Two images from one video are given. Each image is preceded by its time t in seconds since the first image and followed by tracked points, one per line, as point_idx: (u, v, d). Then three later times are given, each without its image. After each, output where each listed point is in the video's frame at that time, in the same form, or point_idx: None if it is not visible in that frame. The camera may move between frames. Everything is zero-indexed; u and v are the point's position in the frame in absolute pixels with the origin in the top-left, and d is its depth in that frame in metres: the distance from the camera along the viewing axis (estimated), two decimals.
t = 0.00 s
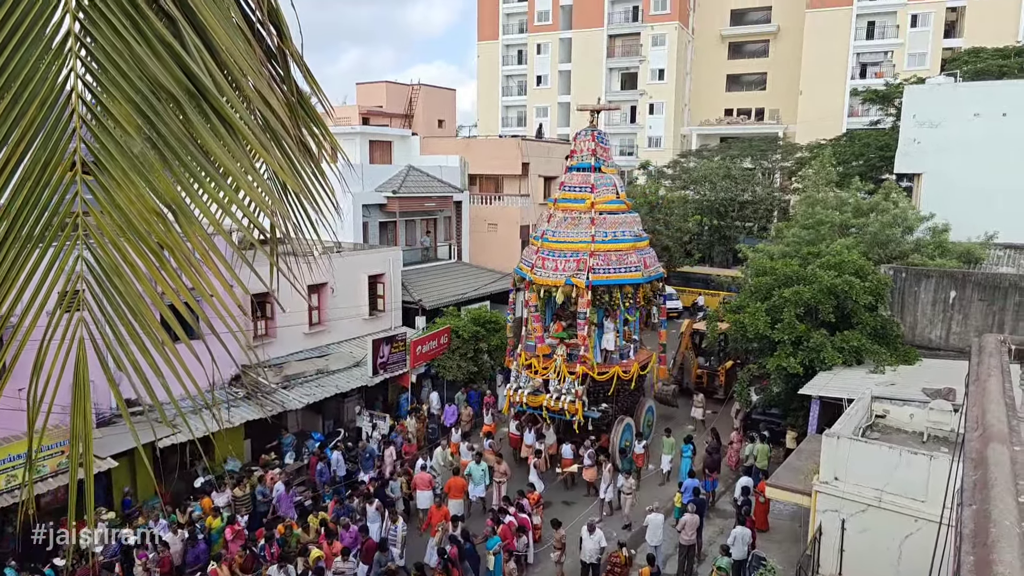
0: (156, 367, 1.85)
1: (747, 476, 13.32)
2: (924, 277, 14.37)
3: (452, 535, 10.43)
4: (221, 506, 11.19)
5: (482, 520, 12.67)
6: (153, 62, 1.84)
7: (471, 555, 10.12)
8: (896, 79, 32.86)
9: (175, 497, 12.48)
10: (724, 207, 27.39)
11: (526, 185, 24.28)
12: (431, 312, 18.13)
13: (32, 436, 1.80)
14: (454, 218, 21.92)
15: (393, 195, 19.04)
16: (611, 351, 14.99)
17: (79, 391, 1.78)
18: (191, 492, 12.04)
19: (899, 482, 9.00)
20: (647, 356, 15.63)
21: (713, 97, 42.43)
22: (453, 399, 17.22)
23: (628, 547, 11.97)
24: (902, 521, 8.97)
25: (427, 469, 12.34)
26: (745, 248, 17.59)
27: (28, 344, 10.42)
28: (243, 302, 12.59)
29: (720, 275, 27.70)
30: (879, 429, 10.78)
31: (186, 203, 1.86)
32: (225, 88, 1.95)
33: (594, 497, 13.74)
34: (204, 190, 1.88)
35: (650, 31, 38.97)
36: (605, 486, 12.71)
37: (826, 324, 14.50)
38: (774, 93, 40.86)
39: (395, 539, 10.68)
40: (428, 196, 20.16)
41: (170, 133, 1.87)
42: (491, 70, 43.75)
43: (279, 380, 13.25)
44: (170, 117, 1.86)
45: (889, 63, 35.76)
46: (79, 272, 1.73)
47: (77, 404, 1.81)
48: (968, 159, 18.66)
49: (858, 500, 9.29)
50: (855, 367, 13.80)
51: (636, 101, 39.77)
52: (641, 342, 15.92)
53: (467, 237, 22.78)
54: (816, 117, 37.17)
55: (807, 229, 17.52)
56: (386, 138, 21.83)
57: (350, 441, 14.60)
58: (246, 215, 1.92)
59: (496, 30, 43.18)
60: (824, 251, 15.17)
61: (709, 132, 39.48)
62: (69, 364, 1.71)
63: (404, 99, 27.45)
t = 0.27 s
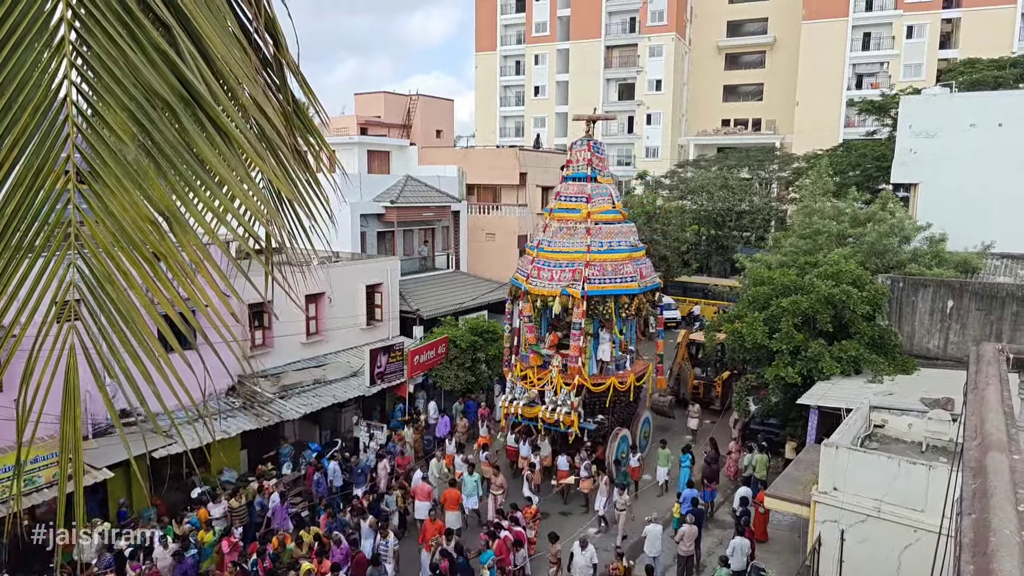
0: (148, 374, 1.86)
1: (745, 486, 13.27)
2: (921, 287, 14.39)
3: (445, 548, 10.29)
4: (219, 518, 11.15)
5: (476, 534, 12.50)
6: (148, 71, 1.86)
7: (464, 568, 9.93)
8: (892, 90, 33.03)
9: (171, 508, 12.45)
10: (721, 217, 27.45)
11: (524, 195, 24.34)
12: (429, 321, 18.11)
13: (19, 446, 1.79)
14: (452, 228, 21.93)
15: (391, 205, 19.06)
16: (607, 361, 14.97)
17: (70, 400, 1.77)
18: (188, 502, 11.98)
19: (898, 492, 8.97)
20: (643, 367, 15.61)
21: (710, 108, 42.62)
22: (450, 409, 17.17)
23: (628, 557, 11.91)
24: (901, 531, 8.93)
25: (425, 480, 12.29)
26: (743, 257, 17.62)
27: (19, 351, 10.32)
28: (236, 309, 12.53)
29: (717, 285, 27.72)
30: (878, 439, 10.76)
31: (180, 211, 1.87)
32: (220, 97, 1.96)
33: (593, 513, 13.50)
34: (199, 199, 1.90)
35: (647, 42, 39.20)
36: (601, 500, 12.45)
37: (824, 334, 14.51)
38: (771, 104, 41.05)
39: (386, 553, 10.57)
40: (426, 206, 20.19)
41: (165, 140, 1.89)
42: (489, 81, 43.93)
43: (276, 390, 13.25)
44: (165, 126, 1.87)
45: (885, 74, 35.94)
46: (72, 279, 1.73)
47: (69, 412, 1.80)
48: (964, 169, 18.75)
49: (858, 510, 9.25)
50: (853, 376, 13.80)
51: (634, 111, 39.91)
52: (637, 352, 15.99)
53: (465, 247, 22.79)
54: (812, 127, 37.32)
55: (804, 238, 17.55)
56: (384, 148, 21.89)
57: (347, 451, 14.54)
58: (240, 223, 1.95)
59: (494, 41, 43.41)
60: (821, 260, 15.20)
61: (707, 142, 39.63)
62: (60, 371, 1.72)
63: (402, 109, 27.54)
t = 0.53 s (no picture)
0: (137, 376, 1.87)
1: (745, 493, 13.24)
2: (921, 293, 14.38)
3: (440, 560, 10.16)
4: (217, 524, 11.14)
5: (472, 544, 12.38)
6: (137, 70, 1.87)
7: None
8: (891, 96, 33.09)
9: (168, 515, 12.43)
10: (721, 224, 27.47)
11: (523, 202, 24.40)
12: (428, 327, 18.08)
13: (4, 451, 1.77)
14: (452, 234, 21.93)
15: (390, 211, 19.04)
16: (605, 368, 14.85)
17: (56, 403, 1.77)
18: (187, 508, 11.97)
19: (899, 499, 8.94)
20: (641, 374, 15.48)
21: (709, 114, 42.70)
22: (450, 416, 17.12)
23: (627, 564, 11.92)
24: (902, 538, 8.90)
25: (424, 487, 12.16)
26: (743, 263, 17.61)
27: (6, 353, 10.24)
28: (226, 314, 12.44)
29: (717, 291, 27.71)
30: (878, 446, 10.73)
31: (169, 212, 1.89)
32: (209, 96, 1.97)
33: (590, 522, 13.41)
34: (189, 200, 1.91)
35: (646, 49, 39.29)
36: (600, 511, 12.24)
37: (824, 340, 14.49)
38: (770, 110, 41.13)
39: (379, 566, 10.39)
40: (425, 213, 20.19)
41: (153, 141, 1.90)
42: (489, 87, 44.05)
43: (274, 397, 13.25)
44: (154, 126, 1.88)
45: (884, 80, 36.00)
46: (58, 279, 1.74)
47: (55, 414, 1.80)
48: (963, 176, 18.77)
49: (858, 517, 9.22)
50: (854, 383, 13.77)
51: (633, 118, 39.98)
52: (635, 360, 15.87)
53: (465, 253, 22.78)
54: (811, 134, 37.37)
55: (804, 244, 17.54)
56: (384, 154, 21.93)
57: (346, 457, 14.50)
58: (231, 223, 1.97)
59: (494, 48, 43.54)
60: (820, 267, 15.20)
61: (706, 149, 39.69)
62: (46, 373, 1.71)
63: (401, 116, 27.63)
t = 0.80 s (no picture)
0: (122, 364, 1.92)
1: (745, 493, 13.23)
2: (921, 293, 14.37)
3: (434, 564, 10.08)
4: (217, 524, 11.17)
5: (469, 547, 12.33)
6: (125, 61, 1.93)
7: None
8: (892, 97, 33.10)
9: (167, 515, 12.45)
10: (721, 225, 27.47)
11: (523, 203, 24.42)
12: (428, 328, 18.08)
13: None
14: (452, 235, 21.92)
15: (390, 212, 19.05)
16: (602, 371, 14.78)
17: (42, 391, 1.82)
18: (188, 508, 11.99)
19: (899, 500, 8.93)
20: (639, 377, 15.37)
21: (709, 116, 42.71)
22: (449, 417, 17.13)
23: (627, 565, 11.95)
24: (902, 539, 8.89)
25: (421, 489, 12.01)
26: (743, 264, 17.59)
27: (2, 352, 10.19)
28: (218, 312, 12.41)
29: (717, 292, 27.69)
30: (878, 447, 10.73)
31: (154, 201, 1.95)
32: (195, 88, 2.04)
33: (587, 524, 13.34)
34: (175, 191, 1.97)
35: (646, 51, 39.30)
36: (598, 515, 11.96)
37: (824, 341, 14.48)
38: (770, 112, 41.14)
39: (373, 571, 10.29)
40: (425, 214, 20.20)
41: (140, 130, 1.96)
42: (489, 89, 44.09)
43: (273, 398, 13.27)
44: (140, 115, 1.94)
45: (884, 82, 35.97)
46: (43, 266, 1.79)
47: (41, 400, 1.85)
48: (963, 176, 18.77)
49: (858, 518, 9.21)
50: (854, 384, 13.76)
51: (633, 119, 39.98)
52: (633, 361, 15.78)
53: (465, 254, 22.78)
54: (812, 135, 37.35)
55: (804, 245, 17.53)
56: (384, 155, 21.95)
57: (346, 458, 14.50)
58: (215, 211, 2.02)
59: (494, 49, 43.59)
60: (820, 267, 15.19)
61: (706, 150, 39.71)
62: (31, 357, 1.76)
63: (401, 117, 27.66)
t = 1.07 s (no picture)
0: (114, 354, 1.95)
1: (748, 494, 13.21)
2: (926, 294, 14.32)
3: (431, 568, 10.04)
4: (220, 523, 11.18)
5: (468, 548, 12.26)
6: (120, 52, 1.97)
7: None
8: (896, 97, 33.02)
9: (171, 514, 12.48)
10: (725, 225, 27.43)
11: (526, 203, 24.42)
12: (431, 328, 18.06)
13: None
14: (454, 235, 21.90)
15: (393, 212, 19.04)
16: (602, 372, 14.64)
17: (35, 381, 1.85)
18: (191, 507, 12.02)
19: (903, 500, 8.89)
20: (640, 378, 15.23)
21: (713, 116, 42.65)
22: (452, 417, 17.11)
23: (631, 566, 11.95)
24: (906, 540, 8.85)
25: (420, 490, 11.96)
26: (746, 265, 17.54)
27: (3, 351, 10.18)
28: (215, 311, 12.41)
29: (720, 293, 27.63)
30: (882, 447, 10.68)
31: (148, 192, 1.98)
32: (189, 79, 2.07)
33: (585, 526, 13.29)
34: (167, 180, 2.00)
35: (649, 51, 39.26)
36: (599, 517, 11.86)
37: (828, 341, 14.43)
38: (774, 112, 41.08)
39: None
40: (428, 214, 20.19)
41: (134, 120, 1.99)
42: (492, 89, 44.09)
43: (276, 398, 13.28)
44: (134, 105, 1.97)
45: (889, 81, 35.89)
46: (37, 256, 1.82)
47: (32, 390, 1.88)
48: (967, 176, 18.71)
49: (862, 519, 9.17)
50: (858, 384, 13.72)
51: (636, 120, 39.94)
52: (633, 362, 15.61)
53: (467, 254, 22.75)
54: (816, 135, 37.28)
55: (807, 245, 17.49)
56: (387, 155, 21.97)
57: (348, 458, 14.50)
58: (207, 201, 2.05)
59: (497, 50, 43.62)
60: (824, 267, 15.14)
61: (709, 150, 39.66)
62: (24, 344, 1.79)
63: (404, 117, 27.67)
